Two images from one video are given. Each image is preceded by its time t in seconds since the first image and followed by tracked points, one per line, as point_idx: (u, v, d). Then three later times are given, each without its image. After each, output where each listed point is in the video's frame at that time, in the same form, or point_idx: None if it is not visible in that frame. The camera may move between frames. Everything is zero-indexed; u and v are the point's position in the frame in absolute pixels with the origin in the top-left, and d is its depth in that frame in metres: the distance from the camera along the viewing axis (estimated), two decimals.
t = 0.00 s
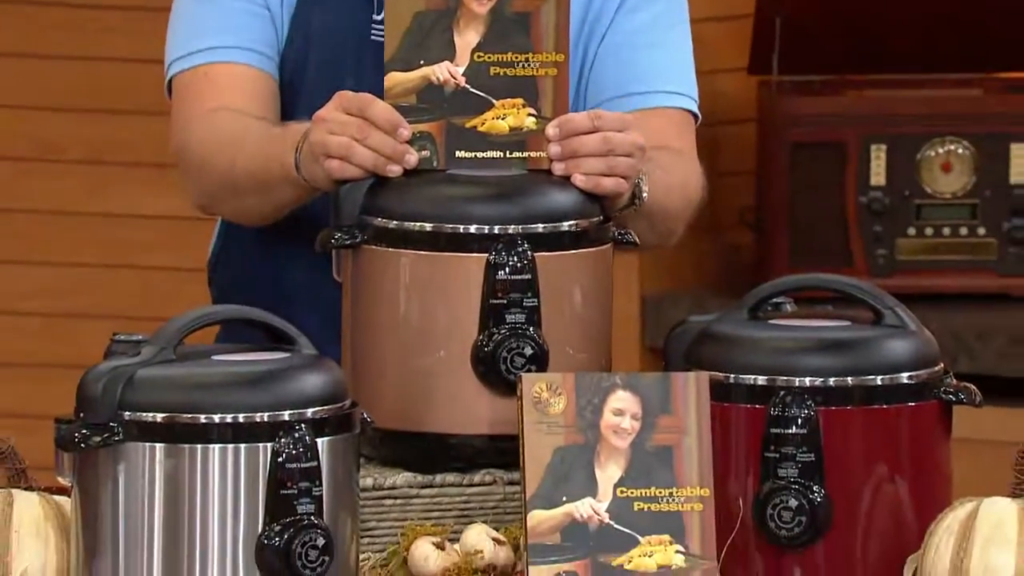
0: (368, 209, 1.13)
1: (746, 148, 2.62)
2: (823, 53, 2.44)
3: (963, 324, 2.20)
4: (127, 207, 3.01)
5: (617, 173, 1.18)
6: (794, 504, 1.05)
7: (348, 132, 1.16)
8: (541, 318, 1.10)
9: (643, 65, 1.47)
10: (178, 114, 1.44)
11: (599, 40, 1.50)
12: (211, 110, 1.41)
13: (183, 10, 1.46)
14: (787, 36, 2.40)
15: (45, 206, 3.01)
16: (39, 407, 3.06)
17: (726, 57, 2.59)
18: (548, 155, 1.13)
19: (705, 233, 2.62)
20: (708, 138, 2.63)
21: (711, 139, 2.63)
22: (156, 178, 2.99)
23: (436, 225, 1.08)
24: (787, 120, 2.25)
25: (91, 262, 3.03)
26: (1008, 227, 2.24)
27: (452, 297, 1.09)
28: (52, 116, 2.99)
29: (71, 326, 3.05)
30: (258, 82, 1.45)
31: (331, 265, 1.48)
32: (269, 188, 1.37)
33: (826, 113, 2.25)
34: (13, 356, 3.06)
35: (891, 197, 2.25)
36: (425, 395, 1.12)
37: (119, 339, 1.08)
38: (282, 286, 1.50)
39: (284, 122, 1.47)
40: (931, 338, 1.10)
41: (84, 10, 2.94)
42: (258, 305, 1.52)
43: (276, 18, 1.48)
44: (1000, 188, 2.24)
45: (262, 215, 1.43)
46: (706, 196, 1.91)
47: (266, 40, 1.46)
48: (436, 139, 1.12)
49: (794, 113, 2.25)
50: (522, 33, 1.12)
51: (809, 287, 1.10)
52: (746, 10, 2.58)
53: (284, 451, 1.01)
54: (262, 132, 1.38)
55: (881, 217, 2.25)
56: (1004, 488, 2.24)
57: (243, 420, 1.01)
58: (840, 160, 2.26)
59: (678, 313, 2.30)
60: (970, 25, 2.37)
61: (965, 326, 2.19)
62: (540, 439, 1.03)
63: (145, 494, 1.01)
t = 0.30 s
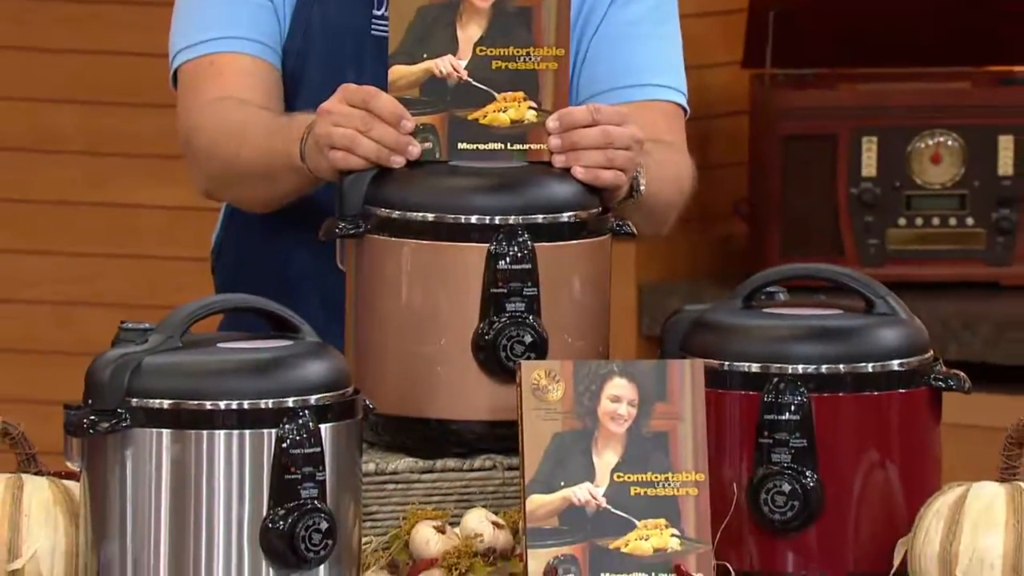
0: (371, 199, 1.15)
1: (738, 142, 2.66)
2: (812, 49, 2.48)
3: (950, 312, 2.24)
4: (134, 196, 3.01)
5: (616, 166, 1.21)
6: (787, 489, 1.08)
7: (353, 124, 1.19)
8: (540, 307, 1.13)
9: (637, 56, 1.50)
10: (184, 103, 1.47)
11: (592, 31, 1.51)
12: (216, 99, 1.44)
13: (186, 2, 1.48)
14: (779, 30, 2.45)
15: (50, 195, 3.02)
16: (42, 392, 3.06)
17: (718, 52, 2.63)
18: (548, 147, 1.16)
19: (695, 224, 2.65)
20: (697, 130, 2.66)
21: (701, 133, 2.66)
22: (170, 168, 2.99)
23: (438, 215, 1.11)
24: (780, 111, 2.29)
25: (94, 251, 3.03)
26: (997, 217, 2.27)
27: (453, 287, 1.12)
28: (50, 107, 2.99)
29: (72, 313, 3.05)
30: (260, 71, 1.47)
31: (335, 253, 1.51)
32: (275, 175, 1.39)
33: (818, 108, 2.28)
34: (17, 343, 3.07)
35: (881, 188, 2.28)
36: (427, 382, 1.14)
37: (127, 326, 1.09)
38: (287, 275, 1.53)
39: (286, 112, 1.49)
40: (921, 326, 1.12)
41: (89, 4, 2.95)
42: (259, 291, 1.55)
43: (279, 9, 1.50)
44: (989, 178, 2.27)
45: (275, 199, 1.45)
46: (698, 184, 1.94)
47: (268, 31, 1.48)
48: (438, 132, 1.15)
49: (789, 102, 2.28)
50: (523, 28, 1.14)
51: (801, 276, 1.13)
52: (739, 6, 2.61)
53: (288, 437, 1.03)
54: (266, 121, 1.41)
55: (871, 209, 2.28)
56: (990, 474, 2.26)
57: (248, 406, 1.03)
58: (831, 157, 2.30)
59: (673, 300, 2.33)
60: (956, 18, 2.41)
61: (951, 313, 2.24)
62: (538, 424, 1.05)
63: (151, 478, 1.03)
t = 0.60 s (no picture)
0: (370, 192, 1.18)
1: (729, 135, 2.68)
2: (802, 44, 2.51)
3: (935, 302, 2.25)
4: (137, 189, 3.03)
5: (609, 160, 1.23)
6: (776, 475, 1.10)
7: (351, 119, 1.21)
8: (535, 299, 1.16)
9: (630, 52, 1.52)
10: (188, 100, 1.49)
11: (585, 28, 1.54)
12: (219, 94, 1.46)
13: None
14: (770, 26, 2.49)
15: (51, 187, 3.03)
16: (40, 380, 3.07)
17: (709, 46, 2.65)
18: (543, 141, 1.19)
19: (687, 216, 2.67)
20: (688, 124, 2.68)
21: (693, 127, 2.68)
22: (171, 162, 3.02)
23: (434, 208, 1.13)
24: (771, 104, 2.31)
25: (95, 242, 3.05)
26: (981, 209, 2.31)
27: (449, 279, 1.15)
28: (51, 103, 3.01)
29: (72, 302, 3.06)
30: (261, 67, 1.49)
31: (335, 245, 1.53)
32: (275, 168, 1.42)
33: (807, 103, 2.31)
34: (15, 333, 3.07)
35: (868, 180, 2.32)
36: (425, 371, 1.17)
37: (131, 316, 1.11)
38: (287, 267, 1.56)
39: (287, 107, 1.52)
40: (907, 317, 1.15)
41: (90, 0, 2.97)
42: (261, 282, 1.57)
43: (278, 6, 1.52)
44: (973, 172, 2.31)
45: (275, 193, 1.47)
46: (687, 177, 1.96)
47: (268, 28, 1.51)
48: (435, 126, 1.17)
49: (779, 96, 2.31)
50: (518, 25, 1.17)
51: (790, 268, 1.15)
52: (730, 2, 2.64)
53: (289, 425, 1.06)
54: (266, 116, 1.43)
55: (858, 200, 2.32)
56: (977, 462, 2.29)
57: (249, 395, 1.05)
58: (820, 151, 2.33)
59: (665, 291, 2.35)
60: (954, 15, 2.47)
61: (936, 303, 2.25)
62: (534, 413, 1.07)
63: (155, 464, 1.05)
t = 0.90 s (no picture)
0: (367, 186, 1.20)
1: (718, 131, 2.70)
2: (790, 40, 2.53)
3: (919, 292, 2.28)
4: (141, 183, 3.03)
5: (601, 154, 1.26)
6: (765, 463, 1.13)
7: (349, 114, 1.24)
8: (528, 290, 1.19)
9: (621, 51, 1.55)
10: (189, 96, 1.52)
11: (576, 26, 1.56)
12: (220, 91, 1.49)
13: None
14: (758, 22, 2.50)
15: (55, 181, 3.03)
16: (44, 370, 3.07)
17: (699, 43, 2.67)
18: (536, 136, 1.21)
19: (677, 211, 2.70)
20: (679, 119, 2.71)
21: (682, 122, 2.71)
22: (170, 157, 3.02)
23: (430, 202, 1.16)
24: (758, 97, 2.34)
25: (99, 236, 3.05)
26: (964, 202, 2.34)
27: (445, 270, 1.17)
28: (54, 99, 3.00)
29: (72, 295, 3.06)
30: (261, 65, 1.52)
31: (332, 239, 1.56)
32: (274, 164, 1.44)
33: (795, 97, 2.33)
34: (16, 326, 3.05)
35: (855, 174, 2.34)
36: (422, 362, 1.20)
37: (132, 307, 1.14)
38: (286, 262, 1.58)
39: (285, 104, 1.54)
40: (892, 308, 1.17)
41: None
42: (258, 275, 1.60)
43: (277, 5, 1.55)
44: (958, 165, 2.33)
45: (273, 188, 1.50)
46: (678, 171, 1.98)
47: (266, 26, 1.53)
48: (430, 122, 1.19)
49: (766, 90, 2.33)
50: (511, 22, 1.19)
51: (778, 260, 1.18)
52: None
53: (288, 414, 1.08)
54: (264, 114, 1.46)
55: (843, 193, 2.34)
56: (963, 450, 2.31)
57: (248, 384, 1.07)
58: (807, 143, 2.35)
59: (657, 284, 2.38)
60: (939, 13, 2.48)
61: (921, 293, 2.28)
62: (527, 401, 1.10)
63: (158, 451, 1.08)
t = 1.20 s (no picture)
0: (364, 179, 1.23)
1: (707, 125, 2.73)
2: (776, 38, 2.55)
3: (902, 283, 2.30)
4: (144, 177, 3.02)
5: (592, 149, 1.28)
6: (753, 450, 1.16)
7: (346, 110, 1.26)
8: (522, 282, 1.21)
9: (612, 49, 1.57)
10: (189, 93, 1.55)
11: (568, 25, 1.58)
12: (219, 89, 1.51)
13: None
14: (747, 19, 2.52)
15: (55, 174, 3.03)
16: (43, 359, 3.07)
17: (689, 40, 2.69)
18: (529, 131, 1.24)
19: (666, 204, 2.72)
20: (671, 114, 2.70)
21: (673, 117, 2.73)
22: (169, 151, 3.01)
23: (425, 195, 1.18)
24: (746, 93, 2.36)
25: (102, 228, 3.04)
26: (947, 196, 2.38)
27: (441, 262, 1.20)
28: (53, 94, 3.01)
29: (72, 285, 3.05)
30: (260, 62, 1.54)
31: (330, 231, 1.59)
32: (273, 159, 1.46)
33: (784, 93, 2.35)
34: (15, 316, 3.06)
35: (841, 168, 2.38)
36: (418, 352, 1.22)
37: (135, 299, 1.17)
38: (283, 254, 1.61)
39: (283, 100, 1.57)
40: (877, 299, 1.20)
41: None
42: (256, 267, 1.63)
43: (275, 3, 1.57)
44: (941, 160, 2.37)
45: (271, 183, 1.52)
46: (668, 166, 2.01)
47: (264, 23, 1.55)
48: (425, 117, 1.22)
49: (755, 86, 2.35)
50: (505, 19, 1.22)
51: (765, 252, 1.20)
52: None
53: (287, 402, 1.10)
54: (262, 110, 1.48)
55: (829, 187, 2.37)
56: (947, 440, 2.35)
57: (248, 373, 1.10)
58: (794, 137, 2.37)
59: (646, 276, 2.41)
60: (934, 12, 2.51)
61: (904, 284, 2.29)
62: (521, 390, 1.12)
63: (159, 439, 1.10)
